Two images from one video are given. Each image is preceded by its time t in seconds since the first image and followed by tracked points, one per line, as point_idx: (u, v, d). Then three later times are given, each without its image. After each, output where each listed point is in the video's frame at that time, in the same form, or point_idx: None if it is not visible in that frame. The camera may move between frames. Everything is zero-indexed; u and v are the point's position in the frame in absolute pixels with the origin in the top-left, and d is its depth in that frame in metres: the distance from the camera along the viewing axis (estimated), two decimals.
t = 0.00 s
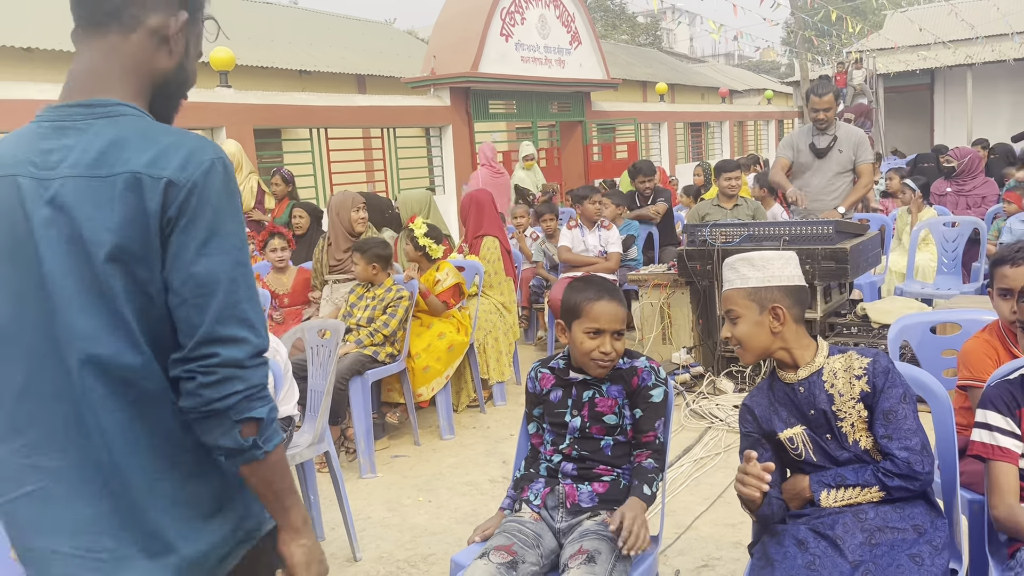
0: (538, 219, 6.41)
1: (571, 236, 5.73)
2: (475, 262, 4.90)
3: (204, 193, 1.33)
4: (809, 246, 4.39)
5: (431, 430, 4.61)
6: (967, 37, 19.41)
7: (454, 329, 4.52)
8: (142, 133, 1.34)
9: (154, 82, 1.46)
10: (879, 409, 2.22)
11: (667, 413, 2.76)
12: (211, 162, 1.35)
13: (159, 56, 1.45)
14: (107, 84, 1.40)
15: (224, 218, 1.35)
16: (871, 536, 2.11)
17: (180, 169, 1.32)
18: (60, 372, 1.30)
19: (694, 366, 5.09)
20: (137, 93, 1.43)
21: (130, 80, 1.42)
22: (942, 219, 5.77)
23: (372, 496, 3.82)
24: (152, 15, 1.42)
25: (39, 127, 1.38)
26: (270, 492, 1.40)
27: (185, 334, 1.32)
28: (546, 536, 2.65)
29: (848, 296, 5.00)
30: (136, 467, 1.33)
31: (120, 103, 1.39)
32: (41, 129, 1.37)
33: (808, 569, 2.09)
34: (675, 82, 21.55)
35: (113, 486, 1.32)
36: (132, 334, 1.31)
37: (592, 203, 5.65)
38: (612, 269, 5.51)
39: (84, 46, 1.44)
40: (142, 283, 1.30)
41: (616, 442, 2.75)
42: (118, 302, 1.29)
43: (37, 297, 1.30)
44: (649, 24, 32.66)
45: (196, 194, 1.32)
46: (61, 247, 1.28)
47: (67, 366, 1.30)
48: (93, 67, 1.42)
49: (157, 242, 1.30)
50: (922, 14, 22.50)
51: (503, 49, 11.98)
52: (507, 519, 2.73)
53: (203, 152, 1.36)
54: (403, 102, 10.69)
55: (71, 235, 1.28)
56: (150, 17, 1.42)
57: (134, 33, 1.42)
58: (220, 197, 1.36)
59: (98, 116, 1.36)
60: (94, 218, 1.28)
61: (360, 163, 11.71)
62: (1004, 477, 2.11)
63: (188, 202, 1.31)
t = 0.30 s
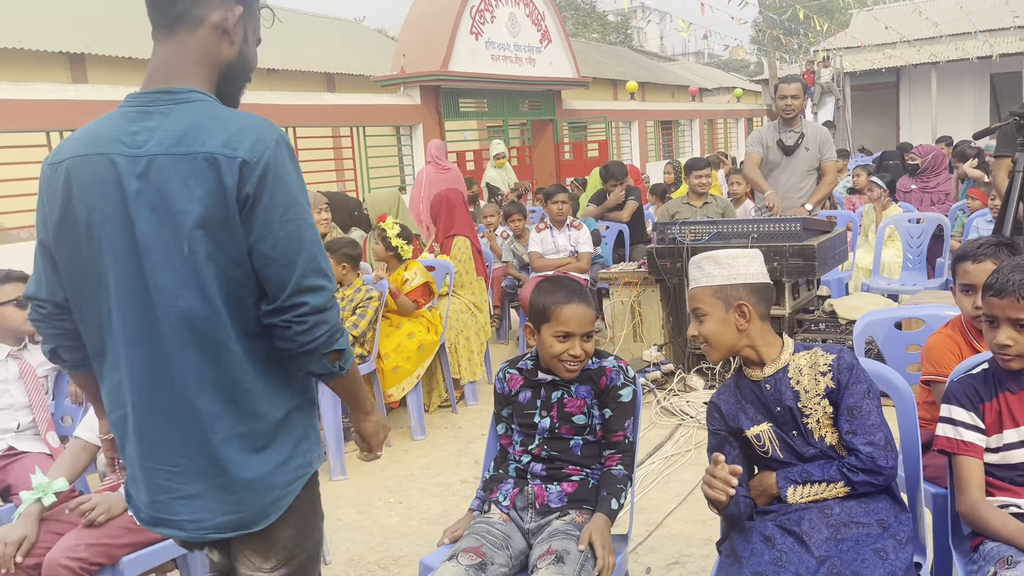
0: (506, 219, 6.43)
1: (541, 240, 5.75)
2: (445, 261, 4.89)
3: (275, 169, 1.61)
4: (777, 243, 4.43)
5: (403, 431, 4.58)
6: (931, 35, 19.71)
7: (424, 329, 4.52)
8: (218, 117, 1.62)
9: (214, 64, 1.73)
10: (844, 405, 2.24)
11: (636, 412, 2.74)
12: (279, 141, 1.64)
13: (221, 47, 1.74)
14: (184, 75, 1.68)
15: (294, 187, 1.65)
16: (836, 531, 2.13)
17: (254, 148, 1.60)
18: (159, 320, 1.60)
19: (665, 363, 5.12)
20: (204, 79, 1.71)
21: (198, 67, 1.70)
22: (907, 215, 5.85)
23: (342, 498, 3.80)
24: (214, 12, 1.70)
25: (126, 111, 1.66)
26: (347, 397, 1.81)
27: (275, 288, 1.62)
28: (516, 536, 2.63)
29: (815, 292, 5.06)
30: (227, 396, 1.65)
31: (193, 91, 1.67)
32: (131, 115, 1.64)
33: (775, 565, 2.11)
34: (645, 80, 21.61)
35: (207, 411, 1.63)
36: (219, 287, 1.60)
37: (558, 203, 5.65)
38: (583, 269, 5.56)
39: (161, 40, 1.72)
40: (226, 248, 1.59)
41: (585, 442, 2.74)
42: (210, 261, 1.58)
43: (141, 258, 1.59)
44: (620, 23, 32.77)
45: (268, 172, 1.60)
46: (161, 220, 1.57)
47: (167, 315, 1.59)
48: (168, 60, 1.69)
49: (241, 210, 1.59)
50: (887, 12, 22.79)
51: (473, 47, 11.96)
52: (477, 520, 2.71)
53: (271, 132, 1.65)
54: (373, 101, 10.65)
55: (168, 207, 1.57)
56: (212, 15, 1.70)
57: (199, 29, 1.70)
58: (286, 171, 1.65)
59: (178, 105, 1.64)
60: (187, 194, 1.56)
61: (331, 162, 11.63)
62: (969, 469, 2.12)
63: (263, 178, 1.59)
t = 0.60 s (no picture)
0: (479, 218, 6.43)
1: (515, 236, 5.76)
2: (419, 259, 4.87)
3: (295, 183, 1.78)
4: (748, 239, 4.48)
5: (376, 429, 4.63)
6: (899, 33, 20.03)
7: (398, 327, 4.55)
8: (248, 140, 1.80)
9: (244, 95, 1.91)
10: (814, 400, 2.26)
11: (613, 411, 2.72)
12: (299, 159, 1.81)
13: (248, 79, 1.91)
14: (218, 107, 1.88)
15: (314, 200, 1.82)
16: (806, 525, 2.15)
17: (277, 166, 1.77)
18: (200, 321, 1.79)
19: (638, 360, 5.15)
20: (236, 109, 1.90)
21: (231, 100, 1.89)
22: (875, 211, 5.93)
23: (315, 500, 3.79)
24: (241, 50, 1.88)
25: (174, 142, 1.87)
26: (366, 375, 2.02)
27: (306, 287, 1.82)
28: (489, 535, 2.60)
29: (786, 288, 5.13)
30: (259, 387, 1.83)
31: (228, 120, 1.86)
32: (178, 143, 1.85)
33: (747, 559, 2.12)
34: (618, 77, 21.68)
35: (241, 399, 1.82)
36: (251, 292, 1.78)
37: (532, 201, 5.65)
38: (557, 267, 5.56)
39: (195, 74, 1.90)
40: (257, 256, 1.77)
41: (563, 442, 2.71)
42: (239, 268, 1.76)
43: (186, 270, 1.78)
44: (592, 21, 32.86)
45: (291, 186, 1.77)
46: (197, 233, 1.76)
47: (207, 318, 1.79)
48: (203, 93, 1.89)
49: (266, 221, 1.76)
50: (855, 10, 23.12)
51: (445, 44, 11.93)
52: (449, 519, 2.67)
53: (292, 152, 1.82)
54: (345, 98, 10.59)
55: (205, 225, 1.76)
56: (241, 52, 1.88)
57: (230, 64, 1.88)
58: (307, 185, 1.82)
59: (214, 133, 1.83)
60: (218, 210, 1.75)
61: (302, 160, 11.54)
62: (931, 463, 2.16)
63: (283, 192, 1.75)
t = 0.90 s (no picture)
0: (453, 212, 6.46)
1: (491, 232, 5.79)
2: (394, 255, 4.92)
3: (294, 156, 2.13)
4: (721, 233, 4.53)
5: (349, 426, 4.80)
6: (869, 30, 20.26)
7: (373, 322, 4.57)
8: (264, 120, 2.18)
9: (268, 81, 2.27)
10: (785, 392, 2.28)
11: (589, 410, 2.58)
12: (303, 135, 2.17)
13: (273, 71, 2.28)
14: (244, 92, 2.26)
15: (311, 170, 2.16)
16: (778, 516, 2.17)
17: (281, 140, 2.14)
18: (218, 268, 2.20)
19: (613, 354, 5.18)
20: (262, 96, 2.27)
21: (256, 88, 2.26)
22: (846, 205, 6.04)
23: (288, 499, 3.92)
24: (266, 46, 2.25)
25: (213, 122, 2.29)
26: (335, 340, 2.29)
27: (285, 248, 2.14)
28: (461, 534, 2.44)
29: (758, 282, 5.18)
30: (262, 325, 2.21)
31: (252, 103, 2.24)
32: (211, 122, 2.26)
33: (720, 551, 2.13)
34: (592, 74, 21.70)
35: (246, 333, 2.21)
36: (255, 245, 2.15)
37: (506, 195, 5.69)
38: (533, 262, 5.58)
39: (230, 65, 2.29)
40: (253, 217, 2.14)
41: (543, 442, 2.56)
42: (245, 224, 2.13)
43: (205, 227, 2.20)
44: (566, 17, 32.89)
45: (283, 159, 2.12)
46: (217, 195, 2.17)
47: (223, 266, 2.19)
48: (235, 81, 2.28)
49: (268, 185, 2.13)
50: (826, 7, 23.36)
51: (419, 39, 11.89)
52: (420, 518, 2.53)
53: (298, 129, 2.18)
54: (318, 94, 10.54)
55: (218, 189, 2.16)
56: (266, 48, 2.25)
57: (256, 58, 2.25)
58: (304, 160, 2.16)
59: (239, 114, 2.22)
60: (233, 176, 2.13)
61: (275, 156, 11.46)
62: (901, 454, 2.19)
63: (284, 162, 2.12)
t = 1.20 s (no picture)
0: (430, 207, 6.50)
1: (469, 228, 5.81)
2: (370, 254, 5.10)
3: (336, 161, 2.35)
4: (697, 229, 4.55)
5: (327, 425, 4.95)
6: (844, 26, 20.44)
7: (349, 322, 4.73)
8: (312, 128, 2.40)
9: (319, 91, 2.50)
10: (758, 387, 2.30)
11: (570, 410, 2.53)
12: (347, 141, 2.39)
13: (325, 82, 2.51)
14: (296, 101, 2.49)
15: (354, 173, 2.38)
16: (751, 511, 2.18)
17: (327, 145, 2.36)
18: (267, 260, 2.44)
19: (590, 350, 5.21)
20: (313, 104, 2.49)
21: (307, 96, 2.48)
22: (821, 200, 6.06)
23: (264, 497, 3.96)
24: (320, 60, 2.47)
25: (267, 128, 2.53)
26: (372, 330, 2.50)
27: (328, 243, 2.36)
28: (434, 535, 2.37)
29: (734, 277, 5.21)
30: (308, 311, 2.45)
31: (303, 111, 2.46)
32: (267, 127, 2.49)
33: (693, 546, 2.13)
34: (569, 69, 21.68)
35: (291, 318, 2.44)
36: (302, 240, 2.39)
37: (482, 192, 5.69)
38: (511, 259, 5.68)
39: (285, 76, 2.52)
40: (298, 214, 2.37)
41: (529, 444, 2.47)
42: (292, 220, 2.37)
43: (258, 221, 2.44)
44: (543, 12, 32.86)
45: (326, 163, 2.34)
46: (268, 193, 2.40)
47: (273, 257, 2.42)
48: (289, 91, 2.51)
49: (314, 186, 2.35)
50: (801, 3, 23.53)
51: (394, 35, 11.83)
52: (392, 515, 2.44)
53: (342, 136, 2.40)
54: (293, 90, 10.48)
55: (268, 188, 2.39)
56: (320, 62, 2.47)
57: (310, 70, 2.48)
58: (345, 164, 2.37)
59: (291, 121, 2.45)
60: (282, 176, 2.36)
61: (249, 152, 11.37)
62: (872, 448, 2.21)
63: (328, 166, 2.34)
